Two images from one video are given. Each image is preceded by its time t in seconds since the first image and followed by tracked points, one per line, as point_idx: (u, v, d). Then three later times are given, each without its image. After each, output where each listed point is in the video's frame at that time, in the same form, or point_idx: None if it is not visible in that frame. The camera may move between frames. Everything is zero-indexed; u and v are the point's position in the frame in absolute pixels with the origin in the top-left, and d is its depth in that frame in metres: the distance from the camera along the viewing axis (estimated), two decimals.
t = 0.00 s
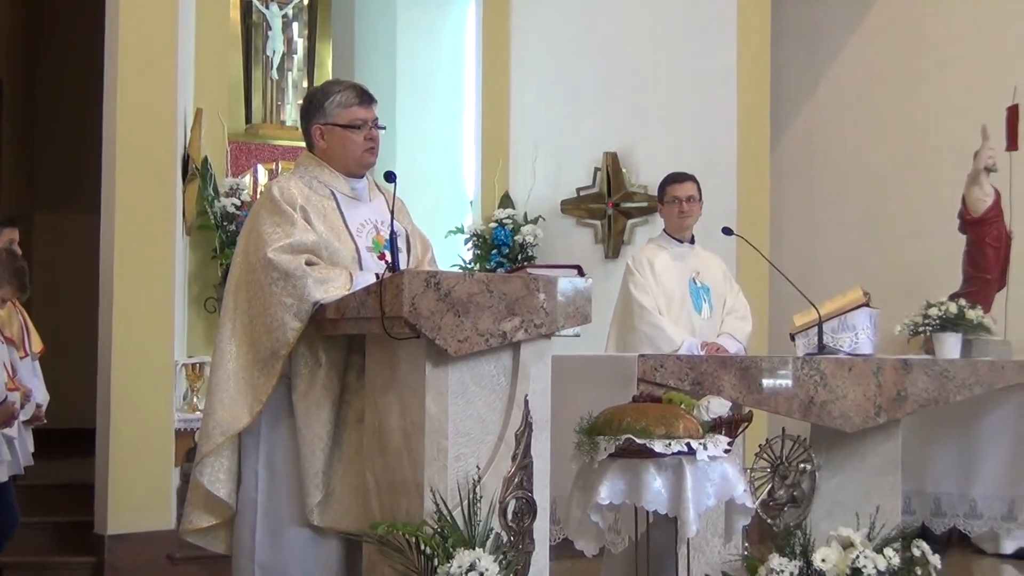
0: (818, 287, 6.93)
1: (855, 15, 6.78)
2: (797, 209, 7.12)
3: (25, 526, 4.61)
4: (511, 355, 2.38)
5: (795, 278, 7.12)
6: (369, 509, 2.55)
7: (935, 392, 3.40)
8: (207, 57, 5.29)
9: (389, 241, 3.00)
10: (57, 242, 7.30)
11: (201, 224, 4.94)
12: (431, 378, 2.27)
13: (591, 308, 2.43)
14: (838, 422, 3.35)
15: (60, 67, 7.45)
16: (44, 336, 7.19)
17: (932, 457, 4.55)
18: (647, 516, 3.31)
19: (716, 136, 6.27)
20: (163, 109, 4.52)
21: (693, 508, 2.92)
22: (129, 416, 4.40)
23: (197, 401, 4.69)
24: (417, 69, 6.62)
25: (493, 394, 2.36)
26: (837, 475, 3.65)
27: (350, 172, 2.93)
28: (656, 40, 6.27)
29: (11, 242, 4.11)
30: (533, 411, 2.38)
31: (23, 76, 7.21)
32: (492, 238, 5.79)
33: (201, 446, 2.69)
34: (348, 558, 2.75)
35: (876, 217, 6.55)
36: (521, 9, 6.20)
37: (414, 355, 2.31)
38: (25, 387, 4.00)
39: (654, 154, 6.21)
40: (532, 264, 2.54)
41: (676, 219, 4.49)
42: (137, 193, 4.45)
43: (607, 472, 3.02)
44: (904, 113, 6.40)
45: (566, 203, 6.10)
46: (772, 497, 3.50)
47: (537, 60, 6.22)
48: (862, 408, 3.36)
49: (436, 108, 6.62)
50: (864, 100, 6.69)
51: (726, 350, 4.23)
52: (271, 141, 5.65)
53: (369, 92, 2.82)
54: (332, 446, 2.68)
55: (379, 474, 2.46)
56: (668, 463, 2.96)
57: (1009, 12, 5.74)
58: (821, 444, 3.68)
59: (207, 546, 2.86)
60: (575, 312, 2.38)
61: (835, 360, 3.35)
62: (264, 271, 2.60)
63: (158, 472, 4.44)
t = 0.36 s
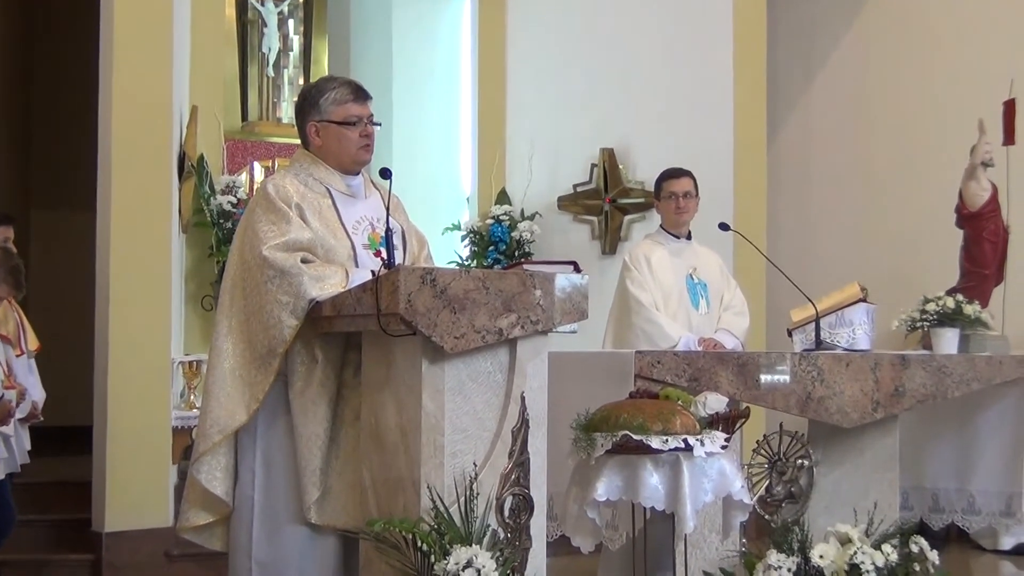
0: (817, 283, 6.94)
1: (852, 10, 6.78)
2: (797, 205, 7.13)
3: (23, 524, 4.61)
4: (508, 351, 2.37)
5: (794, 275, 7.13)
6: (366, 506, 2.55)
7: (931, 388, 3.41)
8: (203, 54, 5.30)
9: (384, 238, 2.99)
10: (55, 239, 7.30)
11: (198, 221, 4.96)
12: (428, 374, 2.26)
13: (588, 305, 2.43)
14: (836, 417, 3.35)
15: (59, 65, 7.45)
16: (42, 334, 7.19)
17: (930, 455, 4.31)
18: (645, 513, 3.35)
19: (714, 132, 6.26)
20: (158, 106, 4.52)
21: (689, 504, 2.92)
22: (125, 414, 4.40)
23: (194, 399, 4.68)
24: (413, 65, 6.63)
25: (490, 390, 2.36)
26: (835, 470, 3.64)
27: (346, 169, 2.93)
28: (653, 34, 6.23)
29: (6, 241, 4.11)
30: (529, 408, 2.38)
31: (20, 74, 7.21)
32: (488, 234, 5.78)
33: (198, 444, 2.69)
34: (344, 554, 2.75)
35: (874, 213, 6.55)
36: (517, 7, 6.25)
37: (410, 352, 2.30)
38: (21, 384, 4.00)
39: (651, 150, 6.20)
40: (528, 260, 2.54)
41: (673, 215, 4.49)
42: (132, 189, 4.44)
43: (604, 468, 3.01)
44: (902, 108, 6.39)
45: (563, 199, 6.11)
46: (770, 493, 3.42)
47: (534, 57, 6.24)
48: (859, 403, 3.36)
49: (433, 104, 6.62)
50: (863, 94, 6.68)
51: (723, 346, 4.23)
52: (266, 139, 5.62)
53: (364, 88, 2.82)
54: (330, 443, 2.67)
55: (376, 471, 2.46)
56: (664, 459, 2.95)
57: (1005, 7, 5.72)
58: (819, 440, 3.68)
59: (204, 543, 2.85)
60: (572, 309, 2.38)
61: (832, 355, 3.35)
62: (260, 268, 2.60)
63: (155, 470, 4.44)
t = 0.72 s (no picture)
0: (816, 277, 6.94)
1: (851, 4, 6.77)
2: (795, 198, 7.13)
3: (21, 519, 4.61)
4: (507, 345, 2.36)
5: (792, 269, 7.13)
6: (366, 500, 2.54)
7: (931, 381, 3.39)
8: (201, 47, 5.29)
9: (383, 231, 2.99)
10: (52, 234, 7.28)
11: (196, 216, 4.91)
12: (427, 368, 2.25)
13: (587, 298, 2.42)
14: (835, 411, 3.34)
15: (55, 59, 7.43)
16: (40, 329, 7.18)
17: (930, 446, 4.29)
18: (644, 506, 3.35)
19: (712, 123, 6.26)
20: (156, 101, 4.51)
21: (690, 498, 2.90)
22: (123, 409, 4.39)
23: (192, 393, 4.68)
24: (411, 57, 6.61)
25: (489, 384, 2.35)
26: (834, 464, 3.64)
27: (343, 162, 2.91)
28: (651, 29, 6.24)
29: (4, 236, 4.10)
30: (529, 401, 2.38)
31: (17, 68, 7.19)
32: (487, 228, 5.77)
33: (197, 438, 2.68)
34: (343, 548, 2.74)
35: (872, 206, 6.54)
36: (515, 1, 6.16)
37: (409, 345, 2.29)
38: (19, 379, 4.00)
39: (648, 143, 6.20)
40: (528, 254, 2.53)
41: (672, 208, 4.48)
42: (131, 183, 4.43)
43: (604, 462, 3.00)
44: (900, 102, 6.38)
45: (562, 191, 6.08)
46: (771, 486, 3.50)
47: (532, 51, 6.18)
48: (859, 397, 3.35)
49: (431, 98, 6.62)
50: (862, 88, 6.67)
51: (723, 338, 4.22)
52: (265, 134, 5.55)
53: (361, 80, 2.80)
54: (329, 437, 2.66)
55: (376, 464, 2.45)
56: (664, 452, 2.95)
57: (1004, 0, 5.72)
58: (817, 433, 3.67)
59: (204, 538, 2.84)
60: (571, 302, 2.37)
61: (831, 348, 3.34)
62: (259, 262, 2.58)
63: (153, 464, 4.44)
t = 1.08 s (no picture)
0: (811, 275, 6.94)
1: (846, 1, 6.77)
2: (790, 196, 7.14)
3: (16, 515, 4.61)
4: (503, 341, 2.36)
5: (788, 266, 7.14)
6: (361, 496, 2.54)
7: (926, 378, 3.41)
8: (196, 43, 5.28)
9: (379, 228, 2.99)
10: (47, 229, 7.27)
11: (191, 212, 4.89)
12: (423, 365, 2.25)
13: (583, 294, 2.42)
14: (830, 407, 3.35)
15: (50, 53, 7.41)
16: (35, 325, 7.17)
17: (926, 440, 4.27)
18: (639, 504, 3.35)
19: (708, 120, 6.26)
20: (151, 97, 4.50)
21: (685, 494, 2.90)
22: (118, 405, 4.39)
23: (188, 389, 4.69)
24: (407, 53, 6.61)
25: (485, 380, 2.35)
26: (829, 460, 3.64)
27: (339, 158, 2.91)
28: (647, 26, 6.25)
29: None
30: (525, 398, 2.38)
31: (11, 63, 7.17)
32: (483, 224, 5.77)
33: (192, 434, 2.68)
34: (338, 544, 2.74)
35: (868, 204, 6.55)
36: None
37: (404, 341, 2.29)
38: (14, 375, 4.00)
39: (644, 139, 6.21)
40: (523, 250, 2.53)
41: (668, 204, 4.48)
42: (126, 179, 4.43)
43: (599, 459, 3.00)
44: (896, 99, 6.38)
45: (558, 188, 6.09)
46: (766, 483, 3.58)
47: (529, 48, 6.17)
48: (854, 393, 3.36)
49: (427, 95, 6.61)
50: (858, 85, 6.67)
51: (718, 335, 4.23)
52: (260, 129, 5.52)
53: (358, 77, 2.80)
54: (324, 434, 2.66)
55: (371, 460, 2.45)
56: (660, 449, 2.94)
57: None
58: (812, 430, 3.67)
59: (198, 534, 2.84)
60: (566, 299, 2.37)
61: (826, 345, 3.35)
62: (255, 259, 2.58)
63: (148, 460, 4.43)
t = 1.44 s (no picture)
0: (809, 271, 6.95)
1: None
2: (788, 191, 7.14)
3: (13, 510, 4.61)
4: (500, 337, 2.36)
5: (786, 261, 7.14)
6: (359, 492, 2.54)
7: (922, 373, 3.44)
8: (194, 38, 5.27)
9: (377, 224, 2.98)
10: (44, 225, 7.27)
11: (188, 208, 4.90)
12: (420, 361, 2.25)
13: (580, 290, 2.42)
14: (828, 403, 3.35)
15: (49, 48, 7.40)
16: (32, 321, 7.17)
17: (925, 437, 4.35)
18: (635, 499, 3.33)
19: (705, 116, 6.26)
20: (148, 93, 4.50)
21: (682, 489, 2.90)
22: (116, 401, 4.39)
23: (185, 384, 4.64)
24: (404, 48, 6.61)
25: (482, 375, 2.35)
26: (826, 456, 3.65)
27: (338, 154, 2.91)
28: (645, 22, 6.25)
29: None
30: (522, 394, 2.38)
31: (8, 57, 7.16)
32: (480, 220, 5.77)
33: (189, 430, 2.67)
34: (336, 539, 2.75)
35: (865, 200, 6.55)
36: None
37: (402, 337, 2.29)
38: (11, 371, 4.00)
39: (642, 135, 6.20)
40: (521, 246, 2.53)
41: (665, 200, 4.48)
42: (123, 175, 4.43)
43: (596, 455, 2.99)
44: (894, 95, 6.38)
45: (555, 183, 6.08)
46: (762, 479, 3.53)
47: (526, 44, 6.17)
48: (851, 389, 3.36)
49: (426, 92, 6.60)
50: (855, 81, 6.67)
51: (715, 331, 4.22)
52: (257, 125, 5.54)
53: (357, 72, 2.80)
54: (321, 430, 2.66)
55: (368, 456, 2.45)
56: (657, 445, 2.94)
57: None
58: (809, 426, 3.68)
59: (196, 529, 2.84)
60: (563, 295, 2.38)
61: (823, 340, 3.35)
62: (252, 255, 2.58)
63: (146, 457, 4.44)
